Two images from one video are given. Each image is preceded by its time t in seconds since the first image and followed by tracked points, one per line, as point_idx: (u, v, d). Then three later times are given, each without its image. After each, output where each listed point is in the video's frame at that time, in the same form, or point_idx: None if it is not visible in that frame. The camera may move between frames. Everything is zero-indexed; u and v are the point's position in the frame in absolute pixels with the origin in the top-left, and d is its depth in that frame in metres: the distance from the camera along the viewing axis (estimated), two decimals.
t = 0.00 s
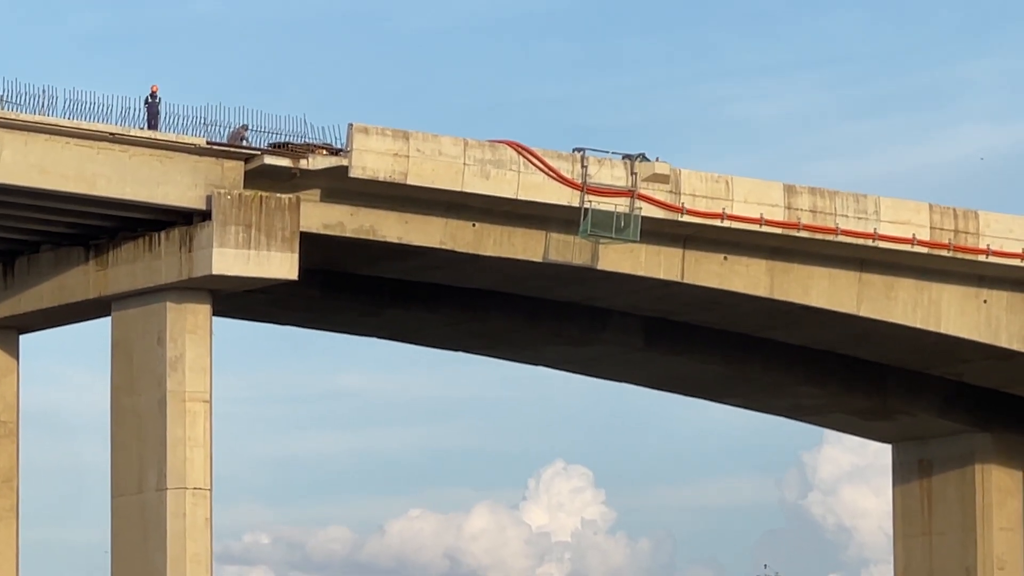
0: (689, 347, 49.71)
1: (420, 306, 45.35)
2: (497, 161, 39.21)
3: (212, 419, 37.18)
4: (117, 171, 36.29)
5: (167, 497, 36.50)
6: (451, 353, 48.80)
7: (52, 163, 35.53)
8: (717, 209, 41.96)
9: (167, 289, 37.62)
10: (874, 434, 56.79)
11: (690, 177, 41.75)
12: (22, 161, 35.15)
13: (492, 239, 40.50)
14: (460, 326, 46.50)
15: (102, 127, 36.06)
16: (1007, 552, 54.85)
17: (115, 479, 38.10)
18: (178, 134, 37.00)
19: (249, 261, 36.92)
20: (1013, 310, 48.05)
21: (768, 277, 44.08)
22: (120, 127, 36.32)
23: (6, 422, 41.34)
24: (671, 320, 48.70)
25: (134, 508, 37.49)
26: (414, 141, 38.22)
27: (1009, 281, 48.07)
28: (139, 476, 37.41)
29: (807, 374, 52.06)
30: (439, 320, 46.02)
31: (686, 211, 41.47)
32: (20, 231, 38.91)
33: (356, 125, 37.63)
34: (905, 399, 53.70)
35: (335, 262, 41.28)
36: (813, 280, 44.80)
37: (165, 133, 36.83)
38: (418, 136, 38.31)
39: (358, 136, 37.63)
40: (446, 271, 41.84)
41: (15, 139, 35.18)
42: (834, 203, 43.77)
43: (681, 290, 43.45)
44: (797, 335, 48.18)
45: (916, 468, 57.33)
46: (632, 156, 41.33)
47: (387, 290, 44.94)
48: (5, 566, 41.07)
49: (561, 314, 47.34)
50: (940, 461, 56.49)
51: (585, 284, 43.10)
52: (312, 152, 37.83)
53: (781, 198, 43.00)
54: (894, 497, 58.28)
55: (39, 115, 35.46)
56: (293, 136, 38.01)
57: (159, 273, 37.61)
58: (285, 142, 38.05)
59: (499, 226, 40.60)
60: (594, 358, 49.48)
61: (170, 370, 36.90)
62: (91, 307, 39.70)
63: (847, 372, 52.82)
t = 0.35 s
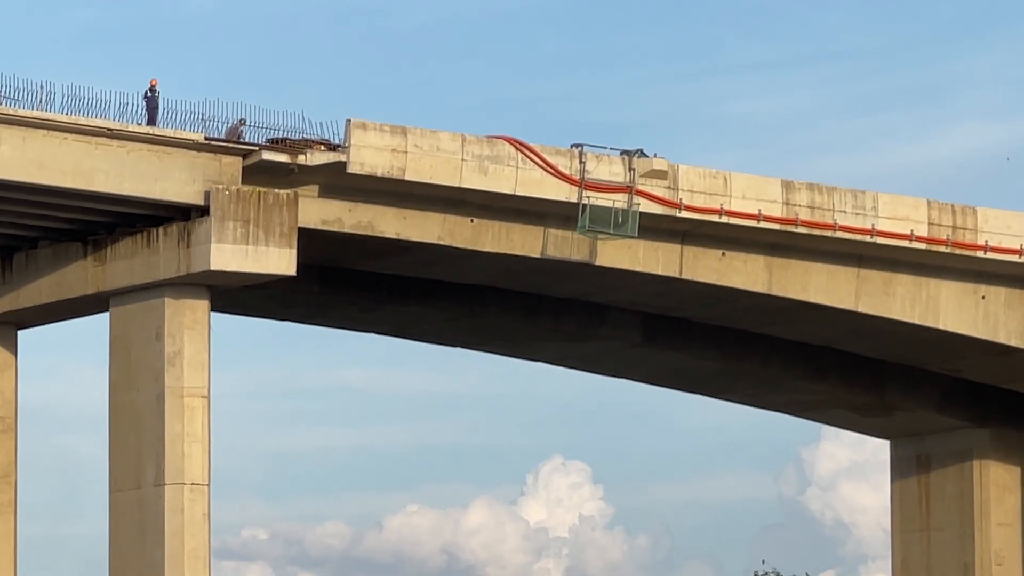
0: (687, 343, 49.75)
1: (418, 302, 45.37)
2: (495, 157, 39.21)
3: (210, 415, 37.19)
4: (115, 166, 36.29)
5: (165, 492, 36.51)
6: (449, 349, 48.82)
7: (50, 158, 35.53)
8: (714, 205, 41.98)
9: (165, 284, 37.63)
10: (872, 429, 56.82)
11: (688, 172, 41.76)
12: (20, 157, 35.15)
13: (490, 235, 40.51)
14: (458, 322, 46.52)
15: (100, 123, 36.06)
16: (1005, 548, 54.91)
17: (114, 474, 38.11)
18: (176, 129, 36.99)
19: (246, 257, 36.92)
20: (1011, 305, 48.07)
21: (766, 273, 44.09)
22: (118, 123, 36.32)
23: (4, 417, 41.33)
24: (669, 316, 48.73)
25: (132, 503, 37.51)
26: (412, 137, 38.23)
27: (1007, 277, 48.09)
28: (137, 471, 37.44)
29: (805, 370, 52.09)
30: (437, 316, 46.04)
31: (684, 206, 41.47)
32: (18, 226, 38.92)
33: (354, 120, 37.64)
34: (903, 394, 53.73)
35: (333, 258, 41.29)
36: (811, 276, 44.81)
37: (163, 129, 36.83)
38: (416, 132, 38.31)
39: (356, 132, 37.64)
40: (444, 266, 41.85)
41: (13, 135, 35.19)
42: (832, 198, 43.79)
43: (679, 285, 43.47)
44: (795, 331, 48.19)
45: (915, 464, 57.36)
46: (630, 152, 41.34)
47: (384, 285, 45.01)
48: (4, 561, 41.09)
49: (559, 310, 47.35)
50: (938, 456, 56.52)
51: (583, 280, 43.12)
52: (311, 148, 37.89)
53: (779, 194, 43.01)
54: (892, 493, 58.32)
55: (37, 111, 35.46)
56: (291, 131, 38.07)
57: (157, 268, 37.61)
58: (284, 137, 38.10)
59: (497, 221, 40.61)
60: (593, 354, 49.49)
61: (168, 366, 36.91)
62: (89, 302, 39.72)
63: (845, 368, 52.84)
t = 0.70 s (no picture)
0: (684, 340, 49.78)
1: (415, 298, 45.38)
2: (492, 153, 39.21)
3: (206, 411, 37.20)
4: (112, 163, 36.28)
5: (161, 488, 36.51)
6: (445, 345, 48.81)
7: (47, 155, 35.52)
8: (711, 202, 41.98)
9: (162, 281, 37.62)
10: (869, 426, 56.83)
11: (685, 169, 41.76)
12: (17, 153, 35.15)
13: (487, 232, 40.52)
14: (455, 318, 46.52)
15: (97, 119, 36.04)
16: (1001, 545, 54.94)
17: (110, 470, 38.12)
18: (173, 126, 36.98)
19: (244, 253, 36.91)
20: (1008, 303, 48.11)
21: (763, 270, 44.10)
22: (116, 119, 36.31)
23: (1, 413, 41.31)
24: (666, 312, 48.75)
25: (129, 500, 37.50)
26: (409, 134, 38.22)
27: (1003, 274, 48.11)
28: (134, 467, 37.43)
29: (802, 367, 52.11)
30: (433, 312, 46.05)
31: (681, 203, 41.48)
32: (15, 223, 38.90)
33: (351, 117, 37.63)
34: (900, 391, 53.75)
35: (330, 254, 41.29)
36: (807, 273, 44.81)
37: (160, 125, 36.81)
38: (413, 129, 38.31)
39: (353, 128, 37.63)
40: (441, 263, 41.85)
41: (10, 131, 35.17)
42: (829, 195, 43.79)
43: (675, 282, 43.47)
44: (792, 328, 48.20)
45: (911, 461, 57.37)
46: (627, 149, 41.36)
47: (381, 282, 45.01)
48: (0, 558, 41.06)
49: (556, 306, 47.36)
50: (934, 453, 56.53)
51: (580, 277, 43.13)
52: (308, 144, 37.90)
53: (775, 191, 43.00)
54: (888, 490, 58.32)
55: (34, 107, 35.44)
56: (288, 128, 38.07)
57: (154, 265, 37.61)
58: (281, 134, 38.09)
59: (494, 218, 40.62)
60: (589, 351, 49.50)
61: (164, 362, 36.91)
62: (86, 299, 39.71)
63: (841, 365, 52.85)
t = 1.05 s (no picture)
0: (679, 337, 49.81)
1: (410, 296, 45.39)
2: (487, 151, 39.22)
3: (202, 408, 37.19)
4: (108, 160, 36.28)
5: (157, 485, 36.50)
6: (441, 342, 48.83)
7: (43, 151, 35.51)
8: (707, 199, 41.98)
9: (157, 278, 37.61)
10: (864, 424, 56.86)
11: (681, 167, 41.77)
12: (13, 150, 35.14)
13: (483, 229, 40.53)
14: (451, 316, 46.52)
15: (93, 116, 36.03)
16: (996, 543, 54.98)
17: (105, 467, 38.11)
18: (168, 122, 36.97)
19: (239, 251, 36.89)
20: (1003, 301, 48.14)
21: (759, 268, 44.11)
22: (111, 116, 36.30)
23: None
24: (662, 310, 48.76)
25: (124, 497, 37.50)
26: (405, 131, 38.21)
27: (999, 272, 48.14)
28: (129, 465, 37.43)
29: (797, 364, 52.15)
30: (429, 310, 46.06)
31: (677, 201, 41.51)
32: (11, 219, 38.89)
33: (347, 114, 37.63)
34: (896, 389, 53.78)
35: (325, 251, 41.29)
36: (803, 271, 44.83)
37: (155, 122, 36.81)
38: (409, 126, 38.31)
39: (349, 126, 37.64)
40: (436, 260, 41.85)
41: (6, 128, 35.16)
42: (825, 193, 43.80)
43: (671, 280, 43.49)
44: (787, 326, 48.22)
45: (906, 459, 57.39)
46: (623, 146, 41.35)
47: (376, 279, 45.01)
48: None
49: (551, 304, 47.37)
50: (930, 451, 56.55)
51: (576, 274, 43.13)
52: (303, 141, 37.85)
53: (771, 189, 43.01)
54: (884, 488, 58.34)
55: (30, 104, 35.43)
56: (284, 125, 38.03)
57: (149, 262, 37.59)
58: (277, 131, 38.05)
59: (490, 216, 40.62)
60: (585, 348, 49.51)
61: (160, 359, 36.90)
62: (82, 296, 39.70)
63: (837, 363, 52.89)
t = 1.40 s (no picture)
0: (677, 335, 49.84)
1: (408, 293, 45.41)
2: (485, 149, 39.24)
3: (200, 406, 37.20)
4: (106, 157, 36.28)
5: (155, 483, 36.51)
6: (438, 340, 48.84)
7: (42, 148, 35.51)
8: (705, 197, 41.99)
9: (156, 275, 37.61)
10: (862, 422, 56.89)
11: (679, 165, 41.79)
12: (11, 147, 35.14)
13: (481, 227, 40.54)
14: (449, 313, 46.54)
15: (91, 113, 36.04)
16: (994, 541, 55.02)
17: (103, 465, 38.12)
18: (166, 120, 36.98)
19: (237, 248, 36.89)
20: (1001, 299, 48.17)
21: (757, 266, 44.13)
22: (110, 114, 36.31)
23: None
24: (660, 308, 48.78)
25: (122, 494, 37.52)
26: (403, 129, 38.22)
27: (996, 270, 48.16)
28: (127, 462, 37.44)
29: (794, 362, 52.18)
30: (426, 307, 46.08)
31: (675, 199, 41.53)
32: (9, 217, 38.89)
33: (345, 112, 37.64)
34: (893, 387, 53.81)
35: (323, 249, 41.29)
36: (801, 269, 44.86)
37: (153, 119, 36.81)
38: (407, 123, 38.31)
39: (347, 123, 37.65)
40: (434, 258, 41.86)
41: (4, 125, 35.17)
42: (823, 191, 43.81)
43: (669, 278, 43.51)
44: (785, 324, 48.26)
45: (904, 457, 57.44)
46: (621, 144, 41.36)
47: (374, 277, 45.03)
48: None
49: (549, 302, 47.40)
50: (928, 449, 56.61)
51: (574, 272, 43.15)
52: (302, 139, 37.83)
53: (769, 187, 43.02)
54: (881, 486, 58.38)
55: (28, 102, 35.43)
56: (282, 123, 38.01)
57: (147, 259, 37.59)
58: (275, 129, 38.04)
59: (488, 214, 40.63)
60: (582, 346, 49.53)
61: (158, 356, 36.90)
62: (80, 293, 39.71)
63: (835, 361, 52.91)
